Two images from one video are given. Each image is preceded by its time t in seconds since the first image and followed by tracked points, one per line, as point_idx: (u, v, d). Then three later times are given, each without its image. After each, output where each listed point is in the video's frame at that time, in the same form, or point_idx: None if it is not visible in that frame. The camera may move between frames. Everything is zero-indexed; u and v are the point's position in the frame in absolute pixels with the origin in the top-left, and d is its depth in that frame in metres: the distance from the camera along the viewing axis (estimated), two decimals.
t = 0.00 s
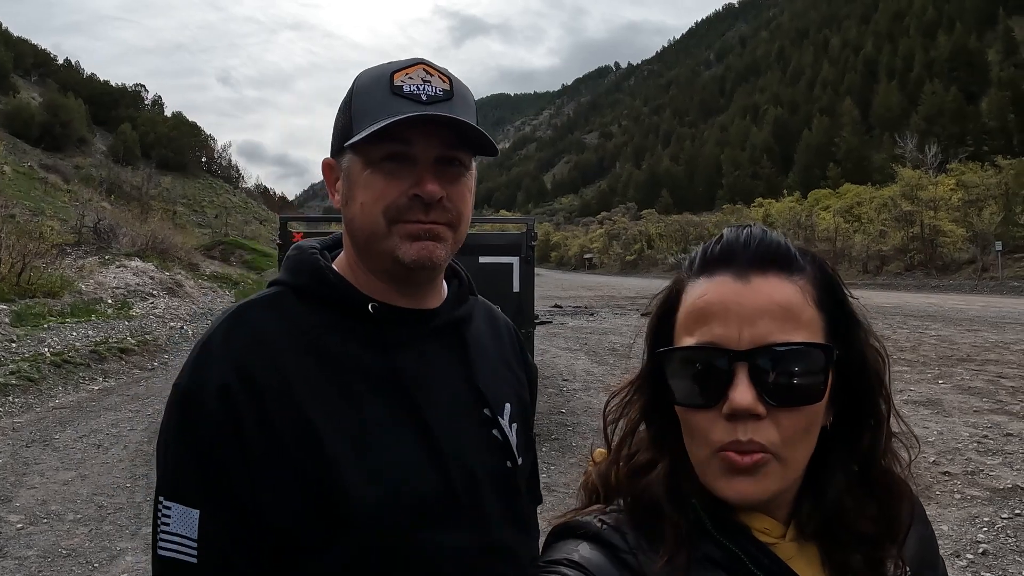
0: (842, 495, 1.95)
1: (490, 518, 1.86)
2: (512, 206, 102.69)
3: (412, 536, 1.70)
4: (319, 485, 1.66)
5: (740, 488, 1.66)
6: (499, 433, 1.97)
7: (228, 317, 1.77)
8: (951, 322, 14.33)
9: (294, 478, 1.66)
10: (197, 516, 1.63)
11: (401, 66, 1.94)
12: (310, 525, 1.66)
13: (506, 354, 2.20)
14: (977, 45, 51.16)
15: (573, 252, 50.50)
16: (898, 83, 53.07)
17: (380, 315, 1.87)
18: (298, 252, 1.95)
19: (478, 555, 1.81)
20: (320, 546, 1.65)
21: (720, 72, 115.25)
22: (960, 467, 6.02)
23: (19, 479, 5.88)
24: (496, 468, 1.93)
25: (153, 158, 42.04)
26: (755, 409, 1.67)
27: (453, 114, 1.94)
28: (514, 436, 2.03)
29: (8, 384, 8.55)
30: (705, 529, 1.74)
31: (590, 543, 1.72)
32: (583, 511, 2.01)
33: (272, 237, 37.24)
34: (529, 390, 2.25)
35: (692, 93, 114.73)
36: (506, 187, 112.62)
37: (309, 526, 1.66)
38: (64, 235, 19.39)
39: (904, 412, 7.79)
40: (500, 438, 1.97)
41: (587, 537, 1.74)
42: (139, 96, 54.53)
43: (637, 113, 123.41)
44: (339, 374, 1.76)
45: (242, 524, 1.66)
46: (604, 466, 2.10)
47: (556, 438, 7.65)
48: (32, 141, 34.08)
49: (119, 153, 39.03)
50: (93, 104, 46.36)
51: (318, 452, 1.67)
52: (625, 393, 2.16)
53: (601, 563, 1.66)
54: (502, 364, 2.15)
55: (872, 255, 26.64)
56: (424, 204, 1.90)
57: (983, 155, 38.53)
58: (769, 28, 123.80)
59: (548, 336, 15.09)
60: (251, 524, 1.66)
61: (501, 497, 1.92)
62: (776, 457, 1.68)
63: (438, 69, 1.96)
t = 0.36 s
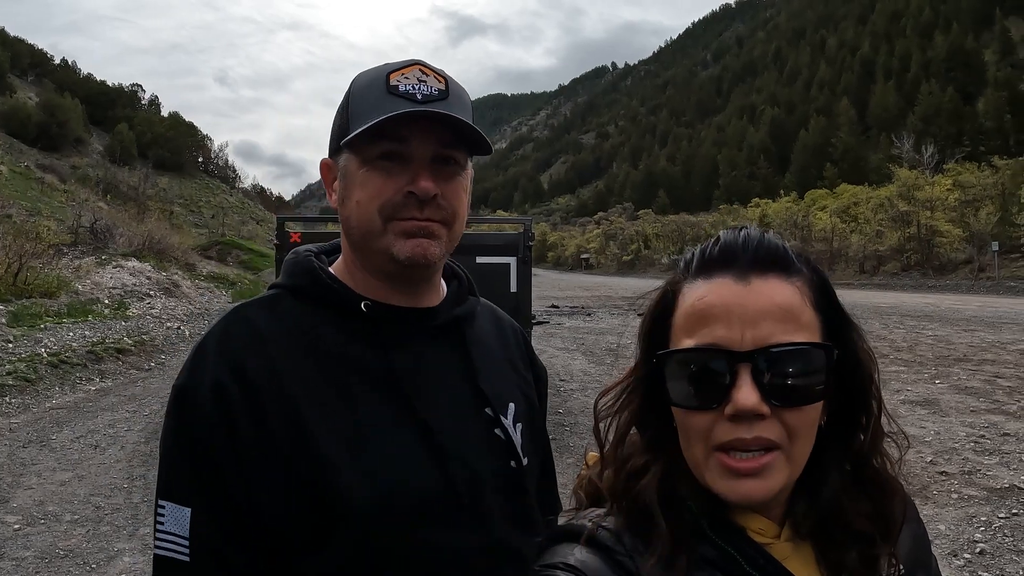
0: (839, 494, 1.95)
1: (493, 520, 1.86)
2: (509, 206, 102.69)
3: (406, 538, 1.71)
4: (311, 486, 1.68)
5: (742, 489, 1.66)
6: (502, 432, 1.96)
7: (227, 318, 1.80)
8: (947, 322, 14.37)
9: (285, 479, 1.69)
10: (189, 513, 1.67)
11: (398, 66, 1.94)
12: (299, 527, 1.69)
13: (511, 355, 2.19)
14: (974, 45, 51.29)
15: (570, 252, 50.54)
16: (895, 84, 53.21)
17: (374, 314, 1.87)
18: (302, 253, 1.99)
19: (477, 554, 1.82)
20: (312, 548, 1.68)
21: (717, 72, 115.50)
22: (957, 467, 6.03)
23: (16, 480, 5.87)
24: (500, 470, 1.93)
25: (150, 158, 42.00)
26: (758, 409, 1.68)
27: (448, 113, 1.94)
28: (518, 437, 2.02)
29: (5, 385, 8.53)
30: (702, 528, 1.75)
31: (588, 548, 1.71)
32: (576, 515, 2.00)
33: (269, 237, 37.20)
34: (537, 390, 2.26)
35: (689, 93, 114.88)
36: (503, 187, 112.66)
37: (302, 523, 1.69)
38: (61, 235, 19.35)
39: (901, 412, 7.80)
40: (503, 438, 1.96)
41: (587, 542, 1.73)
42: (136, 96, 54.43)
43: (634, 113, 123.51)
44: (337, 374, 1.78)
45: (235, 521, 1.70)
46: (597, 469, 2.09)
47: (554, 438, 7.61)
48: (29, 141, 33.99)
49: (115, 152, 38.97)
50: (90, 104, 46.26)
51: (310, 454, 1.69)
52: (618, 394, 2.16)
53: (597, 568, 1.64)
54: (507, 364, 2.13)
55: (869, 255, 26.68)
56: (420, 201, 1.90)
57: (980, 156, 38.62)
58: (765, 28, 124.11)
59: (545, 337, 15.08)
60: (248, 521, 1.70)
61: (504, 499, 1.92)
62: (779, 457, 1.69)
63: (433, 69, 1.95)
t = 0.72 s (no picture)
0: (833, 496, 1.95)
1: (474, 525, 1.75)
2: (506, 207, 102.77)
3: (390, 537, 1.61)
4: (285, 486, 1.57)
5: (729, 483, 1.66)
6: (482, 437, 1.85)
7: (196, 318, 1.70)
8: (943, 322, 14.42)
9: (255, 480, 1.57)
10: (159, 523, 1.54)
11: (377, 59, 1.89)
12: (271, 528, 1.57)
13: (493, 360, 2.08)
14: (969, 46, 51.47)
15: (566, 253, 50.60)
16: (891, 84, 53.38)
17: (347, 314, 1.77)
18: (272, 256, 1.88)
19: (464, 557, 1.72)
20: (288, 550, 1.56)
21: (713, 73, 115.81)
22: (954, 468, 6.04)
23: (11, 482, 5.84)
24: (483, 475, 1.82)
25: (147, 158, 41.95)
26: (746, 407, 1.67)
27: (428, 107, 1.89)
28: (499, 440, 1.90)
29: None
30: (697, 530, 1.75)
31: (583, 550, 1.74)
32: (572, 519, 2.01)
33: (266, 237, 37.18)
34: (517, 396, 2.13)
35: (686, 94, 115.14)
36: (499, 188, 112.74)
37: (274, 530, 1.57)
38: (56, 236, 19.30)
39: (897, 412, 7.82)
40: (484, 443, 1.85)
41: (584, 544, 1.75)
42: (132, 96, 54.37)
43: (630, 114, 123.75)
44: (308, 370, 1.67)
45: (206, 523, 1.57)
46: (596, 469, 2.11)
47: (550, 438, 7.59)
48: (24, 141, 33.90)
49: (112, 153, 38.91)
50: (86, 105, 46.18)
51: (281, 454, 1.57)
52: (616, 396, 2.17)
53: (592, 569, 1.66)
54: (489, 368, 2.03)
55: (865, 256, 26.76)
56: (397, 192, 1.82)
57: (975, 156, 38.79)
58: (761, 29, 124.46)
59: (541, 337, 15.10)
60: (219, 527, 1.57)
61: (487, 507, 1.81)
62: (768, 454, 1.68)
63: (412, 62, 1.89)
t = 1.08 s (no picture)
0: (844, 500, 1.94)
1: (460, 530, 1.75)
2: (503, 207, 102.78)
3: (378, 540, 1.61)
4: (270, 491, 1.57)
5: (737, 483, 1.65)
6: (469, 441, 1.84)
7: (184, 321, 1.68)
8: (940, 322, 14.48)
9: (241, 483, 1.57)
10: (146, 527, 1.54)
11: (371, 58, 1.88)
12: (257, 531, 1.57)
13: (481, 362, 2.07)
14: (966, 47, 51.63)
15: (562, 253, 50.64)
16: (888, 85, 53.53)
17: (337, 317, 1.76)
18: (259, 258, 1.87)
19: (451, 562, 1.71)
20: (272, 554, 1.56)
21: (710, 73, 116.01)
22: (951, 468, 6.05)
23: (7, 483, 5.83)
24: (468, 478, 1.81)
25: (144, 158, 41.87)
26: (750, 404, 1.67)
27: (421, 106, 1.89)
28: (487, 444, 1.90)
29: None
30: (709, 531, 1.76)
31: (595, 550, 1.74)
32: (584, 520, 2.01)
33: (263, 237, 37.15)
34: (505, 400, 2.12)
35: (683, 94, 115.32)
36: (496, 189, 112.75)
37: (260, 538, 1.57)
38: (53, 236, 19.25)
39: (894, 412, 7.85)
40: (471, 447, 1.85)
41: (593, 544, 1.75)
42: (128, 96, 54.26)
43: (627, 114, 123.90)
44: (295, 372, 1.67)
45: (190, 525, 1.57)
46: (610, 469, 2.11)
47: (548, 439, 7.59)
48: (21, 141, 33.82)
49: (108, 153, 38.83)
50: (82, 105, 46.10)
51: (266, 458, 1.57)
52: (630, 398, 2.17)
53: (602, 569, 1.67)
54: (477, 370, 2.02)
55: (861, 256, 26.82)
56: (389, 192, 1.82)
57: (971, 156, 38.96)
58: (759, 30, 124.70)
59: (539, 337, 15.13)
60: (205, 530, 1.56)
61: (474, 511, 1.81)
62: (773, 453, 1.67)
63: (405, 63, 1.90)
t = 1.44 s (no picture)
0: (857, 498, 1.93)
1: (462, 529, 1.74)
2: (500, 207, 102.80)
3: (377, 540, 1.60)
4: (272, 490, 1.56)
5: (744, 481, 1.66)
6: (470, 439, 1.84)
7: (187, 318, 1.68)
8: (937, 322, 14.51)
9: (244, 481, 1.57)
10: (150, 521, 1.54)
11: (388, 60, 1.88)
12: (259, 529, 1.57)
13: (482, 360, 2.07)
14: (963, 48, 51.77)
15: (560, 253, 50.69)
16: (885, 85, 53.67)
17: (339, 314, 1.76)
18: (264, 254, 1.87)
19: (451, 561, 1.70)
20: (273, 553, 1.56)
21: (707, 73, 116.24)
22: (949, 467, 6.06)
23: (4, 483, 5.82)
24: (468, 478, 1.81)
25: (141, 158, 41.81)
26: (758, 399, 1.66)
27: (434, 106, 1.89)
28: (488, 442, 1.90)
29: None
30: (720, 527, 1.75)
31: (601, 543, 1.73)
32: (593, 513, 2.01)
33: (260, 237, 37.13)
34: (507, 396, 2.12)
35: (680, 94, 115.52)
36: (493, 189, 112.83)
37: (263, 535, 1.56)
38: (50, 236, 19.21)
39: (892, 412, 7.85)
40: (471, 445, 1.85)
41: (599, 536, 1.75)
42: (125, 96, 54.18)
43: (624, 114, 124.03)
44: (297, 370, 1.66)
45: (193, 523, 1.56)
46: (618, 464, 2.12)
47: (546, 438, 7.59)
48: (18, 141, 33.76)
49: (106, 152, 38.77)
50: (79, 104, 46.02)
51: (269, 459, 1.57)
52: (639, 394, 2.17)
53: (611, 564, 1.67)
54: (478, 369, 2.01)
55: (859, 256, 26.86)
56: (400, 191, 1.82)
57: (968, 157, 39.09)
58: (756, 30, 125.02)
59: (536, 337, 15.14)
60: (208, 527, 1.57)
61: (474, 511, 1.80)
62: (783, 450, 1.67)
63: (422, 67, 1.90)
